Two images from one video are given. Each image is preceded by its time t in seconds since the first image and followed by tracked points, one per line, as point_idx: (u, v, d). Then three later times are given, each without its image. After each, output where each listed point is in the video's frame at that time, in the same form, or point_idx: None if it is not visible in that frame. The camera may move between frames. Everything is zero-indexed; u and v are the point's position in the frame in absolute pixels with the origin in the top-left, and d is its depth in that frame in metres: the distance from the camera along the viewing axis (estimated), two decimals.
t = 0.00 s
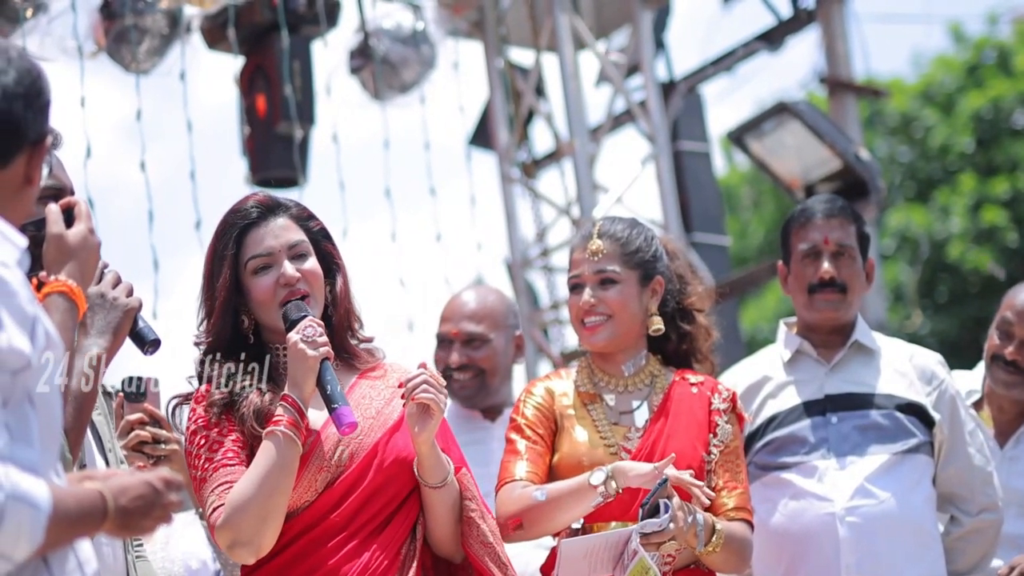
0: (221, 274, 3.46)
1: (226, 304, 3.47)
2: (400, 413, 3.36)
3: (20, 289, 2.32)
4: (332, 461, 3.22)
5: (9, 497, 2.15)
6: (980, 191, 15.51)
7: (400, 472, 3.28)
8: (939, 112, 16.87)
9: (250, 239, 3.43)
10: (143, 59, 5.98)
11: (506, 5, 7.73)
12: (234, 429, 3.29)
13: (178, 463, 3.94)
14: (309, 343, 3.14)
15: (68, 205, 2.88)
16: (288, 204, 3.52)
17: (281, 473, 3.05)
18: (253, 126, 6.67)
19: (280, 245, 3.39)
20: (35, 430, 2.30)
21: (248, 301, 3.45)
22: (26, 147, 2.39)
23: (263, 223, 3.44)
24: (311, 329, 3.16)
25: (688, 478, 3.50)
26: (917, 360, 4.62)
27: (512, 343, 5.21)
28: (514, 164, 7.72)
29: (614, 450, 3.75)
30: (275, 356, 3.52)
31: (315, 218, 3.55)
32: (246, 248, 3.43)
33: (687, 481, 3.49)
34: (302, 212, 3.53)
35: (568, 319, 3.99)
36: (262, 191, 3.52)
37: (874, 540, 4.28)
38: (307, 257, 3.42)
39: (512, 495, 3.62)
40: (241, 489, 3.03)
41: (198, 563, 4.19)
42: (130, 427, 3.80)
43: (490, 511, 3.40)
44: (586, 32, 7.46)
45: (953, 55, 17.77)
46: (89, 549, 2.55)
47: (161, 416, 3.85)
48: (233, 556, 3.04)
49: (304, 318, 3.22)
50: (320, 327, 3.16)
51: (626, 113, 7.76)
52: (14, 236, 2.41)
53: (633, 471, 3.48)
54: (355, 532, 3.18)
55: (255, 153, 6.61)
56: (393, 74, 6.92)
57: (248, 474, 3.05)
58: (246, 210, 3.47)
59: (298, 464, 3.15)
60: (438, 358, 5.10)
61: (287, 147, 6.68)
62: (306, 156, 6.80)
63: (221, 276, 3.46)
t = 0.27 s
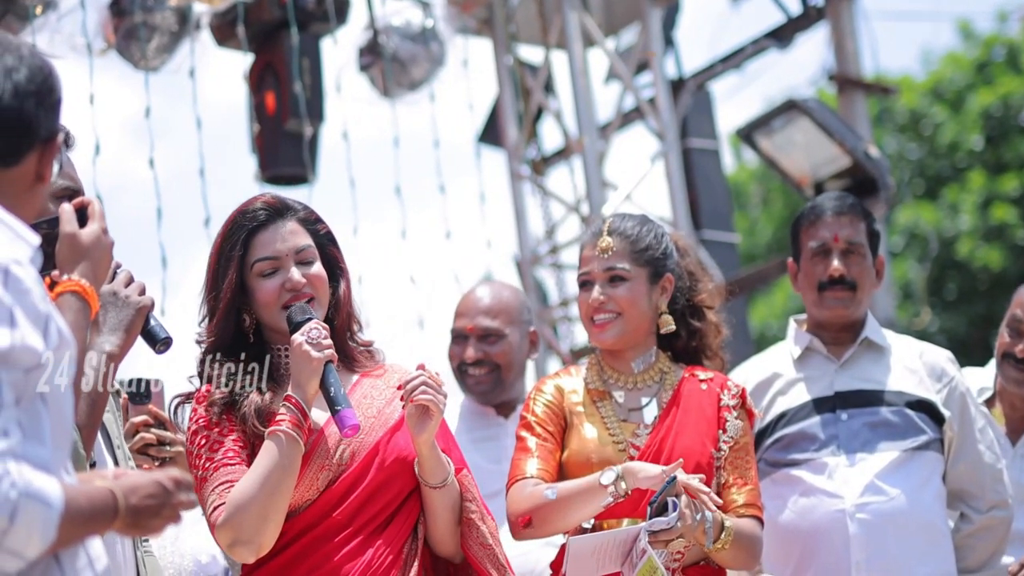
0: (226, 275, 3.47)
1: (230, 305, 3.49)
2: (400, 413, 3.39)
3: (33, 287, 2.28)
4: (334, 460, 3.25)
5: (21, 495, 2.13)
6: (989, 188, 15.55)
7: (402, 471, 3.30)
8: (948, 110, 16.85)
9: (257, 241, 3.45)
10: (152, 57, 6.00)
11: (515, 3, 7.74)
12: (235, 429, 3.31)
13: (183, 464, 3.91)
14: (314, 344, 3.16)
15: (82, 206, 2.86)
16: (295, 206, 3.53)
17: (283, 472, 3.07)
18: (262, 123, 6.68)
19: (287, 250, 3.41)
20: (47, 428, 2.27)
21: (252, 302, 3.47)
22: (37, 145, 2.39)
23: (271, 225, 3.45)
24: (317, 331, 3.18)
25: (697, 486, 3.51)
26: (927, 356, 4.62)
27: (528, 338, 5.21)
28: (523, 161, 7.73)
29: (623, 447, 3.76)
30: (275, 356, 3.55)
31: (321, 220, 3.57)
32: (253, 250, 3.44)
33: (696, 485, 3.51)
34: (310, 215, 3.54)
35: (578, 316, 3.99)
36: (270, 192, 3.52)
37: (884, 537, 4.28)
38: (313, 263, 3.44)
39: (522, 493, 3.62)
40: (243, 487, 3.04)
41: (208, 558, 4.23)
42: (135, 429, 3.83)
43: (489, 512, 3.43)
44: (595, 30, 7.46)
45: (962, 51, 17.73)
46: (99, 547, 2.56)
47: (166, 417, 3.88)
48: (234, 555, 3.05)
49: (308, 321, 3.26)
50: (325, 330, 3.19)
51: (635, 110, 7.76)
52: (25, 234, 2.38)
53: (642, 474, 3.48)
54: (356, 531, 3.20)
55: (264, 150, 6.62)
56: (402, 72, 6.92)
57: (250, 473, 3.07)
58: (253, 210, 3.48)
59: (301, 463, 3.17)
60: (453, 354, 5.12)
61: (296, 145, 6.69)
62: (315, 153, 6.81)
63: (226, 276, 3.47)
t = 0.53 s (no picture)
0: (232, 276, 3.48)
1: (235, 306, 3.50)
2: (403, 413, 3.40)
3: (45, 286, 2.30)
4: (336, 460, 3.27)
5: (33, 493, 2.14)
6: (999, 188, 15.56)
7: (405, 471, 3.32)
8: (957, 108, 16.83)
9: (264, 244, 3.45)
10: (161, 55, 6.02)
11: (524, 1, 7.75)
12: (237, 429, 3.34)
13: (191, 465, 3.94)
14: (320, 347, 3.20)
15: (94, 206, 2.87)
16: (303, 208, 3.54)
17: (285, 471, 3.09)
18: (271, 121, 6.69)
19: (295, 254, 3.42)
20: (57, 427, 2.27)
21: (258, 303, 3.48)
22: (48, 144, 2.39)
23: (279, 228, 3.46)
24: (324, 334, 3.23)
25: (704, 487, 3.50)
26: (937, 355, 4.61)
27: (541, 336, 5.22)
28: (533, 160, 7.73)
29: (633, 447, 3.76)
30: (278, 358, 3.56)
31: (329, 224, 3.58)
32: (261, 252, 3.45)
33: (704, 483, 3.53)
34: (317, 218, 3.54)
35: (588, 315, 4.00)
36: (279, 194, 3.53)
37: (894, 536, 4.28)
38: (320, 267, 3.45)
39: (532, 494, 3.62)
40: (246, 486, 3.06)
41: (216, 553, 4.22)
42: (142, 431, 3.87)
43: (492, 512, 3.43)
44: (604, 28, 7.46)
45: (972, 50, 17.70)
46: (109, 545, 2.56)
47: (172, 418, 3.90)
48: (235, 554, 3.07)
49: (314, 324, 3.28)
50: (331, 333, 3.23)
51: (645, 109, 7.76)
52: (36, 231, 2.38)
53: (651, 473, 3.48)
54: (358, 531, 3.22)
55: (274, 148, 6.63)
56: (411, 71, 6.93)
57: (252, 472, 3.09)
58: (261, 212, 3.48)
59: (304, 462, 3.19)
60: (467, 352, 5.13)
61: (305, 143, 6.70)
62: (325, 151, 6.81)
63: (232, 277, 3.48)
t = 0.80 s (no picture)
0: (244, 279, 3.51)
1: (246, 310, 3.52)
2: (411, 415, 3.43)
3: (64, 286, 2.24)
4: (344, 462, 3.29)
5: (51, 493, 2.10)
6: (1014, 188, 15.48)
7: (413, 473, 3.34)
8: (972, 108, 16.78)
9: (277, 247, 3.48)
10: (177, 55, 6.05)
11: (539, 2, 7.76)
12: (245, 433, 3.37)
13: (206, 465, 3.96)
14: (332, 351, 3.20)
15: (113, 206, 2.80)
16: (316, 213, 3.57)
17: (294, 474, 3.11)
18: (286, 122, 6.71)
19: (307, 259, 3.45)
20: (74, 427, 2.22)
21: (269, 306, 3.51)
22: (64, 144, 2.34)
23: (292, 232, 3.49)
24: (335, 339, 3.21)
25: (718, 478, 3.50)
26: (954, 356, 4.61)
27: (560, 336, 5.24)
28: (548, 160, 7.74)
29: (650, 447, 3.77)
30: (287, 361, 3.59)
31: (341, 229, 3.60)
32: (273, 255, 3.47)
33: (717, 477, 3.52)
34: (330, 223, 3.57)
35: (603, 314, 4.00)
36: (293, 198, 3.56)
37: (910, 536, 4.29)
38: (332, 272, 3.48)
39: (546, 496, 3.64)
40: (254, 488, 3.08)
41: (230, 553, 4.24)
42: (157, 430, 3.89)
43: (501, 514, 3.45)
44: (619, 29, 7.47)
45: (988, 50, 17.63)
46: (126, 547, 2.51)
47: (186, 417, 3.93)
48: (244, 557, 3.09)
49: (326, 327, 3.30)
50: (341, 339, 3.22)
51: (660, 109, 7.77)
52: (55, 234, 2.31)
53: (661, 473, 3.48)
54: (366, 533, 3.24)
55: (289, 149, 6.65)
56: (427, 71, 6.95)
57: (261, 475, 3.11)
58: (274, 216, 3.51)
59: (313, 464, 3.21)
60: (486, 352, 5.15)
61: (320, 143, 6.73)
62: (340, 152, 6.84)
63: (244, 280, 3.51)
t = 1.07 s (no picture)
0: (256, 280, 3.53)
1: (259, 311, 3.54)
2: (421, 416, 3.45)
3: (82, 284, 2.15)
4: (355, 464, 3.30)
5: (70, 492, 2.00)
6: None
7: (423, 474, 3.35)
8: (990, 107, 16.73)
9: (290, 249, 3.50)
10: (194, 55, 6.08)
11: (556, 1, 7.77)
12: (256, 434, 3.39)
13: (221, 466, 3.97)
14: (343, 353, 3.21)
15: (133, 207, 2.67)
16: (329, 215, 3.59)
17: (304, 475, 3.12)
18: (303, 121, 6.73)
19: (320, 261, 3.47)
20: (93, 427, 2.14)
21: (281, 308, 3.53)
22: (77, 139, 2.24)
23: (306, 234, 3.51)
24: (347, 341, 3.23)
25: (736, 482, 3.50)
26: (972, 355, 4.60)
27: (581, 334, 5.26)
28: (565, 159, 7.75)
29: (666, 446, 3.77)
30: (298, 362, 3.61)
31: (354, 231, 3.62)
32: (287, 256, 3.49)
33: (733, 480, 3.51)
34: (342, 225, 3.59)
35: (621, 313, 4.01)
36: (306, 200, 3.57)
37: (929, 535, 4.28)
38: (344, 275, 3.50)
39: (563, 497, 3.66)
40: (265, 489, 3.10)
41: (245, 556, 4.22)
42: (174, 427, 3.91)
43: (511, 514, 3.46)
44: (636, 28, 7.46)
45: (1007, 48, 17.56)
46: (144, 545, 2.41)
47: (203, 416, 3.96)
48: (255, 558, 3.11)
49: (337, 330, 3.33)
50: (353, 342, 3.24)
51: (677, 108, 7.77)
52: (74, 233, 2.25)
53: (677, 474, 3.48)
54: (376, 533, 3.26)
55: (307, 148, 6.67)
56: (444, 70, 6.96)
57: (272, 476, 3.13)
58: (288, 218, 3.53)
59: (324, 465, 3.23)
60: (506, 350, 5.17)
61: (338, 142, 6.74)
62: (357, 151, 6.86)
63: (257, 281, 3.52)
